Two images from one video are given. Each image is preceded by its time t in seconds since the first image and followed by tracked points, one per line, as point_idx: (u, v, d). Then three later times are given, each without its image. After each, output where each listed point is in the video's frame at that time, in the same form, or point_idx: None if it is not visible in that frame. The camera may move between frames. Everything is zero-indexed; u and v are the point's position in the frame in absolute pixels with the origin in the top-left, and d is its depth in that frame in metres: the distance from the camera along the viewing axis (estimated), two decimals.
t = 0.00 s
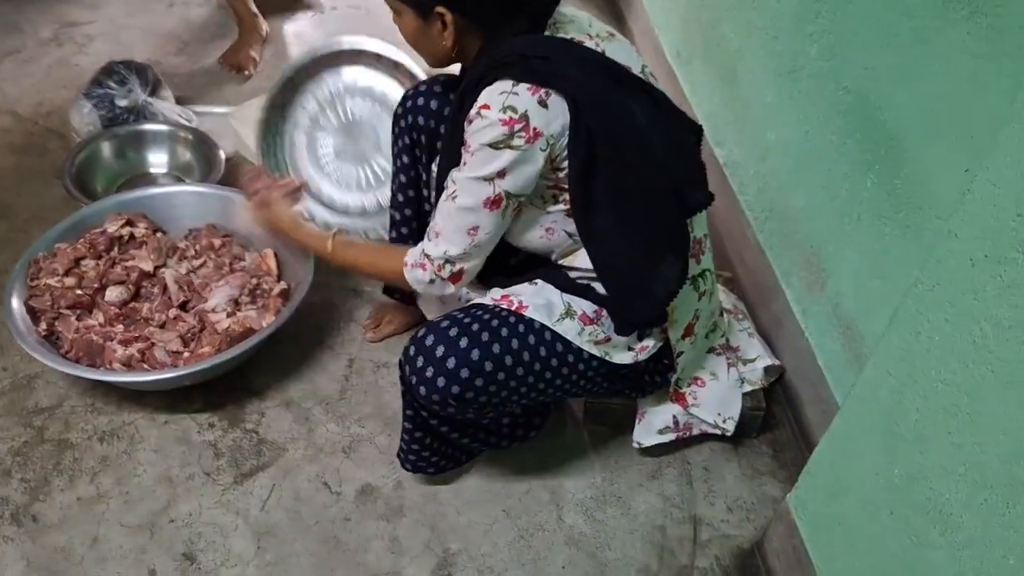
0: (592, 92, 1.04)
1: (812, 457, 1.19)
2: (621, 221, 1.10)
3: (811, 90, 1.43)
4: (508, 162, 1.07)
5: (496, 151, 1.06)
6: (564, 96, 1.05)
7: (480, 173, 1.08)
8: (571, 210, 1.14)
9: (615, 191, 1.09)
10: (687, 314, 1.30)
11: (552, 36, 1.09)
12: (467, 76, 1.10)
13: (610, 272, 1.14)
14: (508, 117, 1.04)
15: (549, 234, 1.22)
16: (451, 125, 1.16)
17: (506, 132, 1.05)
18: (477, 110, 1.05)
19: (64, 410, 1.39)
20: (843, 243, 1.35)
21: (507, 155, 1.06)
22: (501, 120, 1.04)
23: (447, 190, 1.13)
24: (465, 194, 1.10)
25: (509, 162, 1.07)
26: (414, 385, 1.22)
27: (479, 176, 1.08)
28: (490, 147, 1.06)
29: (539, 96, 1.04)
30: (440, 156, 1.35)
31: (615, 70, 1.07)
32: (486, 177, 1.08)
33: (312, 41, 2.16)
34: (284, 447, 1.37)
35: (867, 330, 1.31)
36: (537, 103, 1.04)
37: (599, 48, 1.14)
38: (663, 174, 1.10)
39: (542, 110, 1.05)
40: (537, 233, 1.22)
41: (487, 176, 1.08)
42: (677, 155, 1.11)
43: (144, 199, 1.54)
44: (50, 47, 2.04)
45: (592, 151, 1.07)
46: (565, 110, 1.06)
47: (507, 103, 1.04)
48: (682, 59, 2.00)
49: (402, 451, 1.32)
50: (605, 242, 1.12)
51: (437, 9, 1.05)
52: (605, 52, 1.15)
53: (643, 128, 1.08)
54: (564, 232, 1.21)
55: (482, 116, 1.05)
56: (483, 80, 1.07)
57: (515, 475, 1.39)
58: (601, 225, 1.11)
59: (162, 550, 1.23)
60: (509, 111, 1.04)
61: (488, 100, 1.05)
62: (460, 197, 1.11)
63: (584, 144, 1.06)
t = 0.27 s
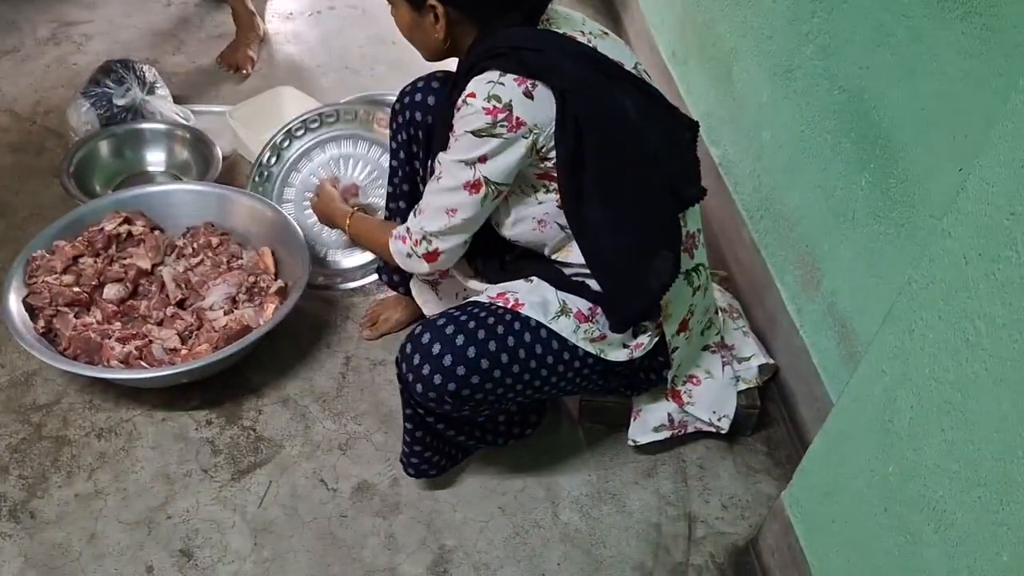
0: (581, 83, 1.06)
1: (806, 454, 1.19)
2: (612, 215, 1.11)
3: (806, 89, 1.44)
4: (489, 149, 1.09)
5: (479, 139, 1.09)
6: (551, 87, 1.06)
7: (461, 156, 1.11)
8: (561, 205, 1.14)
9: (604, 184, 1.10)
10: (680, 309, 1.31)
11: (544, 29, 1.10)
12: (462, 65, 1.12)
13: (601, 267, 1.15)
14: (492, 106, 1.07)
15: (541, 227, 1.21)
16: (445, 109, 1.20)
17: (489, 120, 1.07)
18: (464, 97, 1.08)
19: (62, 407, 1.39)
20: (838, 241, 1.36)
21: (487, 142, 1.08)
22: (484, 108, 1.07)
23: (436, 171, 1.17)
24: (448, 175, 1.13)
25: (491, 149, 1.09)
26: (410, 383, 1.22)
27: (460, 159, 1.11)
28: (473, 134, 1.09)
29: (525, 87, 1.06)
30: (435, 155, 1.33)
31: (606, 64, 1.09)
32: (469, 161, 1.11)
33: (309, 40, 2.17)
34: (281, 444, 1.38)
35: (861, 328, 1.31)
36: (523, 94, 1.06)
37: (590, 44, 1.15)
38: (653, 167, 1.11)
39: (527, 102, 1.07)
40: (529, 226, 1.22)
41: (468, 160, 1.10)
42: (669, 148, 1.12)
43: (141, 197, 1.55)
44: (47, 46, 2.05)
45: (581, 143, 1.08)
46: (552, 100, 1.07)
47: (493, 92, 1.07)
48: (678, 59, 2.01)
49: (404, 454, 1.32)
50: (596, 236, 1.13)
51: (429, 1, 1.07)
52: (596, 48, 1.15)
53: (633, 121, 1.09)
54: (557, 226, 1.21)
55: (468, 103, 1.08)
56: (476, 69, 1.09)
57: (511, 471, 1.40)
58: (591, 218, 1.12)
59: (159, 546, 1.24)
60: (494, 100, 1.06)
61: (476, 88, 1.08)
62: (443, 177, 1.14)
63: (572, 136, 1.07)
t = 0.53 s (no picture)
0: (565, 80, 1.06)
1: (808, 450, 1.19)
2: (603, 212, 1.12)
3: (807, 86, 1.44)
4: (476, 144, 1.10)
5: (465, 134, 1.10)
6: (535, 84, 1.07)
7: (449, 148, 1.13)
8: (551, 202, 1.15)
9: (592, 181, 1.10)
10: (678, 304, 1.31)
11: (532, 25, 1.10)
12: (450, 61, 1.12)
13: (594, 264, 1.15)
14: (477, 103, 1.07)
15: (534, 222, 1.22)
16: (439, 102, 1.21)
17: (473, 117, 1.08)
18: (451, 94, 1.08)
19: (63, 405, 1.39)
20: (839, 238, 1.36)
21: (472, 138, 1.10)
22: (469, 104, 1.07)
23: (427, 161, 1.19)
24: (437, 166, 1.16)
25: (477, 144, 1.10)
26: (407, 376, 1.22)
27: (448, 152, 1.13)
28: (460, 130, 1.09)
29: (510, 84, 1.07)
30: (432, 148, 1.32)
31: (590, 58, 1.08)
32: (457, 155, 1.12)
33: (309, 38, 2.17)
34: (282, 441, 1.38)
35: (862, 325, 1.32)
36: (508, 91, 1.07)
37: (581, 41, 1.15)
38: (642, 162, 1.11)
39: (512, 99, 1.07)
40: (522, 220, 1.22)
41: (455, 154, 1.12)
42: (660, 142, 1.11)
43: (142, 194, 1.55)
44: (47, 44, 2.05)
45: (566, 140, 1.08)
46: (537, 98, 1.07)
47: (478, 89, 1.07)
48: (678, 57, 2.01)
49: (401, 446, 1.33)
50: (586, 233, 1.13)
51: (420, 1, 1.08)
52: (587, 45, 1.16)
53: (621, 118, 1.09)
54: (549, 220, 1.21)
55: (453, 99, 1.08)
56: (464, 66, 1.09)
57: (512, 468, 1.40)
58: (582, 216, 1.13)
59: (161, 544, 1.24)
60: (479, 97, 1.07)
61: (462, 84, 1.08)
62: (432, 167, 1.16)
63: (557, 133, 1.08)
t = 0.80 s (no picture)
0: (561, 78, 1.05)
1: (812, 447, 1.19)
2: (602, 209, 1.10)
3: (810, 82, 1.43)
4: (473, 145, 1.10)
5: (463, 135, 1.09)
6: (532, 84, 1.06)
7: (445, 148, 1.12)
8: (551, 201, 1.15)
9: (592, 180, 1.09)
10: (680, 301, 1.30)
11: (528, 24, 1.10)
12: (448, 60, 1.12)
13: (594, 263, 1.15)
14: (475, 104, 1.06)
15: (534, 220, 1.21)
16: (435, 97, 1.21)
17: (471, 117, 1.07)
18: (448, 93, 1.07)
19: (65, 402, 1.39)
20: (842, 233, 1.36)
21: (469, 138, 1.09)
22: (467, 105, 1.06)
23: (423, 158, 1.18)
24: (432, 165, 1.15)
25: (475, 145, 1.10)
26: (410, 372, 1.22)
27: (445, 152, 1.12)
28: (458, 130, 1.09)
29: (507, 85, 1.06)
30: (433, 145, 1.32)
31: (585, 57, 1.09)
32: (453, 155, 1.12)
33: (309, 36, 2.17)
34: (285, 438, 1.38)
35: (866, 321, 1.31)
36: (505, 91, 1.06)
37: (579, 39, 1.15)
38: (640, 159, 1.10)
39: (510, 99, 1.06)
40: (521, 219, 1.22)
41: (452, 153, 1.11)
42: (655, 138, 1.11)
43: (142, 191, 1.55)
44: (47, 42, 2.05)
45: (564, 139, 1.08)
46: (534, 97, 1.07)
47: (476, 90, 1.06)
48: (679, 54, 2.01)
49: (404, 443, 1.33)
50: (586, 231, 1.13)
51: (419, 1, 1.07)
52: (585, 44, 1.16)
53: (618, 116, 1.09)
54: (549, 219, 1.21)
55: (450, 99, 1.07)
56: (461, 66, 1.08)
57: (514, 465, 1.40)
58: (580, 214, 1.12)
59: (163, 541, 1.24)
60: (476, 98, 1.06)
61: (460, 84, 1.07)
62: (427, 166, 1.16)
63: (554, 132, 1.07)
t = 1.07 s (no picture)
0: (556, 81, 1.05)
1: (813, 442, 1.19)
2: (599, 210, 1.11)
3: (812, 77, 1.43)
4: (470, 147, 1.10)
5: (459, 137, 1.10)
6: (528, 87, 1.06)
7: (443, 153, 1.13)
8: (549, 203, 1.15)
9: (590, 180, 1.09)
10: (680, 298, 1.31)
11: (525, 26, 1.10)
12: (445, 62, 1.12)
13: (592, 263, 1.15)
14: (470, 106, 1.07)
15: (533, 219, 1.22)
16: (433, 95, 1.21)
17: (468, 119, 1.08)
18: (444, 96, 1.08)
19: (67, 399, 1.40)
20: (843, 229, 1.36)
21: (467, 141, 1.10)
22: (463, 107, 1.07)
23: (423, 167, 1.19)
24: (432, 172, 1.16)
25: (471, 147, 1.10)
26: (410, 367, 1.23)
27: (444, 156, 1.13)
28: (455, 132, 1.10)
29: (503, 86, 1.06)
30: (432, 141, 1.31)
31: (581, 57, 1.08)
32: (451, 159, 1.13)
33: (310, 32, 2.17)
34: (286, 434, 1.38)
35: (867, 316, 1.31)
36: (500, 93, 1.06)
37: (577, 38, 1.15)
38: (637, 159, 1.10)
39: (505, 100, 1.07)
40: (520, 219, 1.23)
41: (450, 157, 1.13)
42: (653, 139, 1.11)
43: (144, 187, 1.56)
44: (48, 39, 2.05)
45: (561, 141, 1.08)
46: (530, 100, 1.07)
47: (472, 92, 1.06)
48: (679, 50, 2.01)
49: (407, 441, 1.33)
50: (584, 231, 1.13)
51: (417, 3, 1.06)
52: (583, 42, 1.15)
53: (615, 116, 1.09)
54: (548, 218, 1.22)
55: (446, 102, 1.08)
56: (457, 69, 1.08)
57: (514, 460, 1.41)
58: (579, 215, 1.13)
59: (165, 536, 1.24)
60: (472, 100, 1.07)
61: (455, 87, 1.08)
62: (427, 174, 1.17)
63: (550, 132, 1.07)
